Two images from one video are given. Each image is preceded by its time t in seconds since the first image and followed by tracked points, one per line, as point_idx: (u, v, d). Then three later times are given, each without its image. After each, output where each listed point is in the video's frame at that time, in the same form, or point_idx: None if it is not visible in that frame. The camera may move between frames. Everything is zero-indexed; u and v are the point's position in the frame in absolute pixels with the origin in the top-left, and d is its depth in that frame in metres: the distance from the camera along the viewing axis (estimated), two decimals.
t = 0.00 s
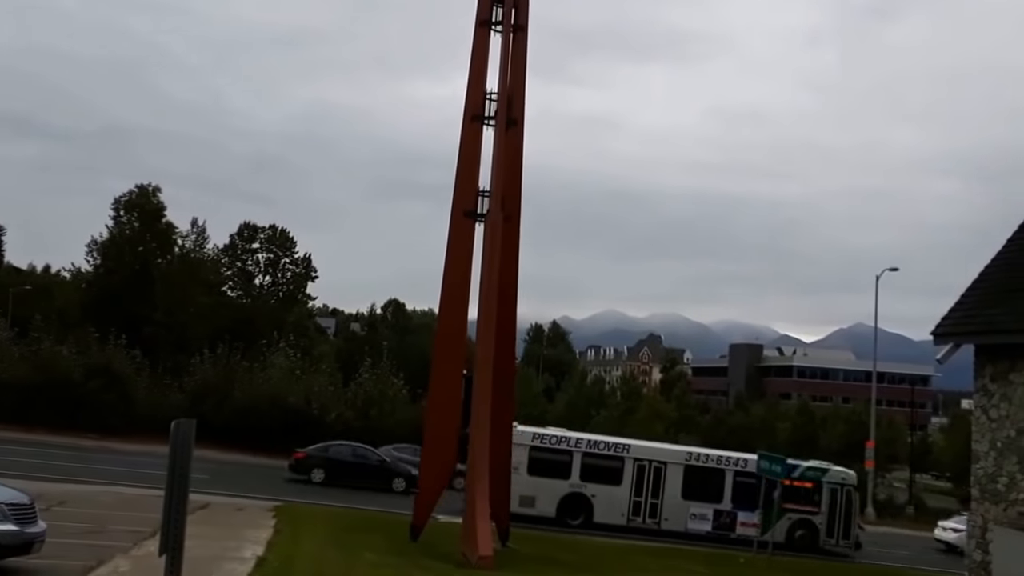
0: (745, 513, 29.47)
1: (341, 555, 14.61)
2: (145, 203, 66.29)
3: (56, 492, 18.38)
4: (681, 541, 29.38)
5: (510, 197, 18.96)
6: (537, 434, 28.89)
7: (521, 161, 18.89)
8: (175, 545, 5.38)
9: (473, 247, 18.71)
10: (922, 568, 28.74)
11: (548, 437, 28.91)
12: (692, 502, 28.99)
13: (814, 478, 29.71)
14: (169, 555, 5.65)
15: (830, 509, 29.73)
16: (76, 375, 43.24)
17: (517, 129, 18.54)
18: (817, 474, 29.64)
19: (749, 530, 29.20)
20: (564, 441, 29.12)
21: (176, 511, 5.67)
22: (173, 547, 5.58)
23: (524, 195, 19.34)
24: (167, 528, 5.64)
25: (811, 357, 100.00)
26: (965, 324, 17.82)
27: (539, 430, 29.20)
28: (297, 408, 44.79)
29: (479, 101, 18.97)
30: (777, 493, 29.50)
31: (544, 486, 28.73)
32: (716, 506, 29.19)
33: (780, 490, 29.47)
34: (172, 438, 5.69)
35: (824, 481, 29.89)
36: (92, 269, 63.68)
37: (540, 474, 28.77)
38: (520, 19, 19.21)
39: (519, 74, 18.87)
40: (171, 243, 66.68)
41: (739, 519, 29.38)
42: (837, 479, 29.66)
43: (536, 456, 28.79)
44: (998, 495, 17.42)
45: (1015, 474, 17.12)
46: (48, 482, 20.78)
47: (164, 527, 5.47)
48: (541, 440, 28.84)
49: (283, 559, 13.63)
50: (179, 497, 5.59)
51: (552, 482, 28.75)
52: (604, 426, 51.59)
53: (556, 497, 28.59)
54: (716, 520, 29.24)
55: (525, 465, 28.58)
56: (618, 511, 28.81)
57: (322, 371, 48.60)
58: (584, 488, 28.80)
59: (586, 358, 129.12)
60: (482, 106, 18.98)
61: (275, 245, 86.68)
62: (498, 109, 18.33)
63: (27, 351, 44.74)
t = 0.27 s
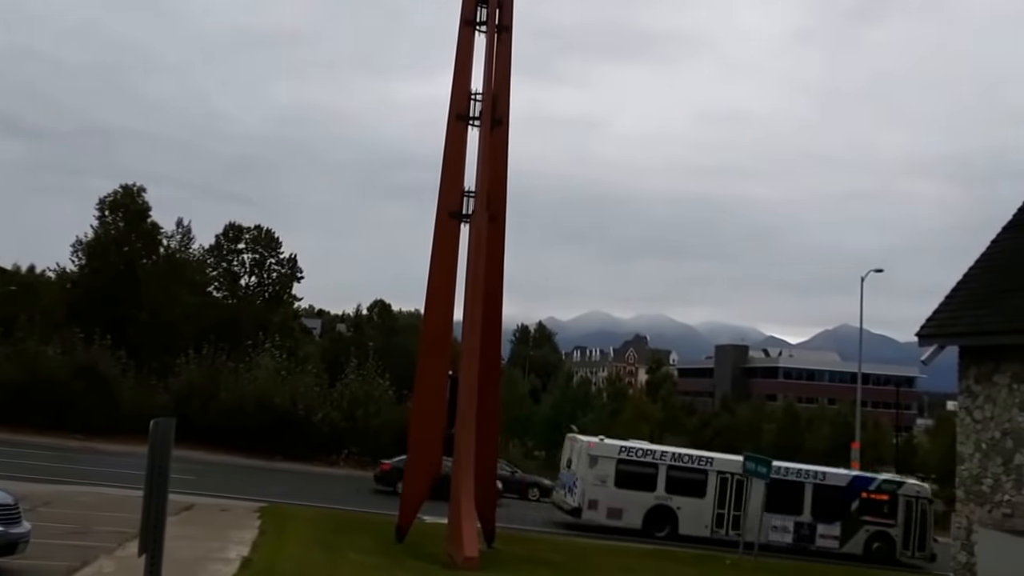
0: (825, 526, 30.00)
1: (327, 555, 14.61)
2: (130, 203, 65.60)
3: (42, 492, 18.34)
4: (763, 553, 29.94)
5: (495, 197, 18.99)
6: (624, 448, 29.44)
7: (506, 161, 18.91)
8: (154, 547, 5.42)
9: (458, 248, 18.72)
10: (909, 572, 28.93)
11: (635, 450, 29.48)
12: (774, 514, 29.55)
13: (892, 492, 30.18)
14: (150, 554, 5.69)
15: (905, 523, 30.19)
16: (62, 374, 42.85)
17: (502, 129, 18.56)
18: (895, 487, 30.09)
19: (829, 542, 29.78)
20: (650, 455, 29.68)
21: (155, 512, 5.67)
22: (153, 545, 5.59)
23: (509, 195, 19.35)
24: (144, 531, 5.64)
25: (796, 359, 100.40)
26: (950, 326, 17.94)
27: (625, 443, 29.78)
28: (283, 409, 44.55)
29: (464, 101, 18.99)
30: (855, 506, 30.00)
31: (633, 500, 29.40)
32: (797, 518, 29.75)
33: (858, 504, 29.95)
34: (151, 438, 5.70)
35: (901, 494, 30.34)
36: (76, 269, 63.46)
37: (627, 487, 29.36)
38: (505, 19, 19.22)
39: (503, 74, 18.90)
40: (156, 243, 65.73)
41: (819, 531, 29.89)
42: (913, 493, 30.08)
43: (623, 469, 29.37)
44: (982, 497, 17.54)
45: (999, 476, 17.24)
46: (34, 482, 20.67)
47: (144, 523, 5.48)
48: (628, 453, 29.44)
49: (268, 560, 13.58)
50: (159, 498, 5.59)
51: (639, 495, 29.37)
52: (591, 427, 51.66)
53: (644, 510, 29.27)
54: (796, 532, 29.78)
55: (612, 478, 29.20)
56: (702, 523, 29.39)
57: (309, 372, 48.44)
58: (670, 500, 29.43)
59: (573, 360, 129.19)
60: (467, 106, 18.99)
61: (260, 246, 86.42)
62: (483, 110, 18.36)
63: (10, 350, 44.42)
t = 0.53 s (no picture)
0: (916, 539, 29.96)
1: (324, 557, 14.60)
2: (127, 203, 64.53)
3: (38, 492, 18.34)
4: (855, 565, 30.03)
5: (489, 198, 19.01)
6: (718, 461, 29.80)
7: (500, 162, 18.96)
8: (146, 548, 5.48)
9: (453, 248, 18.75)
10: None
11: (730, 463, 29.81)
12: (864, 527, 29.63)
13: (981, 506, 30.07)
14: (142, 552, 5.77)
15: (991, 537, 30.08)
16: (57, 375, 42.67)
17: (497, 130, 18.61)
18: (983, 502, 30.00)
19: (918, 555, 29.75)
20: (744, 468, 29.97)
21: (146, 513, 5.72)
22: (146, 545, 5.65)
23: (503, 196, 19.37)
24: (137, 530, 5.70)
25: (792, 361, 100.52)
26: (945, 328, 18.02)
27: (719, 457, 30.08)
28: (279, 410, 44.59)
29: (459, 102, 19.02)
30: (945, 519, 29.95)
31: (726, 513, 29.68)
32: (886, 531, 29.73)
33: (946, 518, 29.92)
34: (145, 437, 5.75)
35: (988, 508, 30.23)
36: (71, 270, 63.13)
37: (723, 500, 29.71)
38: (500, 20, 19.26)
39: (498, 76, 18.94)
40: (152, 245, 64.99)
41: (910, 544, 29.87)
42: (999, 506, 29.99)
43: (718, 482, 29.70)
44: (979, 498, 17.58)
45: (995, 477, 17.28)
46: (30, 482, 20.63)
47: (137, 524, 5.55)
48: (723, 466, 29.77)
49: (265, 561, 13.58)
50: (151, 499, 5.63)
51: (734, 507, 29.67)
52: (588, 428, 51.73)
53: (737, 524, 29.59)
54: (886, 544, 29.77)
55: (708, 491, 29.54)
56: (796, 536, 29.73)
57: (305, 373, 48.43)
58: (763, 513, 29.68)
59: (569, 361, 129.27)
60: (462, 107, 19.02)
61: (256, 247, 86.40)
62: (478, 110, 18.40)
63: (5, 351, 44.29)
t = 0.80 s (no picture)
0: None
1: (338, 558, 14.54)
2: (139, 204, 65.41)
3: (53, 492, 18.40)
4: None
5: (502, 199, 18.97)
6: (828, 475, 31.09)
7: (512, 164, 18.91)
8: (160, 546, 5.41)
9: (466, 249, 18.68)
10: None
11: (839, 477, 31.09)
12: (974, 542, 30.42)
13: None
14: (155, 553, 5.73)
15: None
16: (71, 376, 42.91)
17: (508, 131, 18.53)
18: None
19: None
20: (854, 483, 31.18)
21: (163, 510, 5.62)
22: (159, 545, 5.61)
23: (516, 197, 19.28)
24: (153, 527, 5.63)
25: (805, 362, 100.08)
26: (958, 329, 17.83)
27: (830, 470, 31.29)
28: (293, 410, 44.72)
29: (472, 103, 18.98)
30: None
31: (838, 526, 31.12)
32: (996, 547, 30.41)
33: None
34: (157, 436, 5.67)
35: None
36: (86, 271, 63.44)
37: (835, 514, 31.13)
38: (511, 21, 19.24)
39: (512, 77, 18.89)
40: (165, 245, 65.58)
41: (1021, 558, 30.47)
42: None
43: (829, 495, 31.11)
44: (993, 500, 17.40)
45: (1010, 479, 17.09)
46: (44, 482, 20.68)
47: (151, 521, 5.52)
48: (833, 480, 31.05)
49: (279, 562, 13.54)
50: (164, 499, 5.56)
51: (844, 520, 31.10)
52: (602, 429, 51.66)
53: (849, 536, 31.02)
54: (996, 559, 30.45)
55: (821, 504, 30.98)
56: (907, 549, 31.06)
57: (319, 373, 48.44)
58: (873, 526, 31.05)
59: (582, 362, 129.08)
60: (475, 108, 18.99)
61: (269, 247, 86.69)
62: (490, 111, 18.37)
63: (19, 352, 44.49)
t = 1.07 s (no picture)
0: None
1: (372, 559, 14.44)
2: (173, 205, 66.29)
3: (86, 493, 18.56)
4: None
5: (536, 199, 18.81)
6: (959, 489, 30.16)
7: (546, 164, 18.74)
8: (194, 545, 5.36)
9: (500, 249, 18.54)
10: None
11: (969, 491, 30.17)
12: None
13: None
14: (188, 553, 5.69)
15: None
16: (105, 377, 43.40)
17: (540, 131, 18.35)
18: None
19: None
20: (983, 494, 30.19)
21: (197, 508, 5.58)
22: (192, 545, 5.56)
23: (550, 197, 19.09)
24: (186, 527, 5.58)
25: (839, 362, 99.04)
26: (991, 329, 17.40)
27: (959, 482, 30.34)
28: (327, 410, 44.91)
29: (505, 103, 18.84)
30: None
31: (964, 537, 30.45)
32: None
33: None
34: (190, 435, 5.64)
35: None
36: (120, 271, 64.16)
37: (964, 526, 30.42)
38: (545, 22, 19.13)
39: (546, 77, 18.73)
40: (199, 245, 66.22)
41: None
42: None
43: (957, 508, 30.28)
44: None
45: None
46: (77, 483, 20.86)
47: (184, 521, 5.47)
48: (963, 495, 30.17)
49: (314, 563, 13.49)
50: (198, 498, 5.51)
51: (973, 533, 30.39)
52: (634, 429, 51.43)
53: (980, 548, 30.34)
54: None
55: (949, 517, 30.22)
56: None
57: (352, 374, 48.54)
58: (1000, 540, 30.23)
59: (614, 363, 128.65)
60: (509, 108, 18.83)
61: (304, 248, 87.25)
62: (524, 112, 18.26)
63: (53, 352, 44.95)
